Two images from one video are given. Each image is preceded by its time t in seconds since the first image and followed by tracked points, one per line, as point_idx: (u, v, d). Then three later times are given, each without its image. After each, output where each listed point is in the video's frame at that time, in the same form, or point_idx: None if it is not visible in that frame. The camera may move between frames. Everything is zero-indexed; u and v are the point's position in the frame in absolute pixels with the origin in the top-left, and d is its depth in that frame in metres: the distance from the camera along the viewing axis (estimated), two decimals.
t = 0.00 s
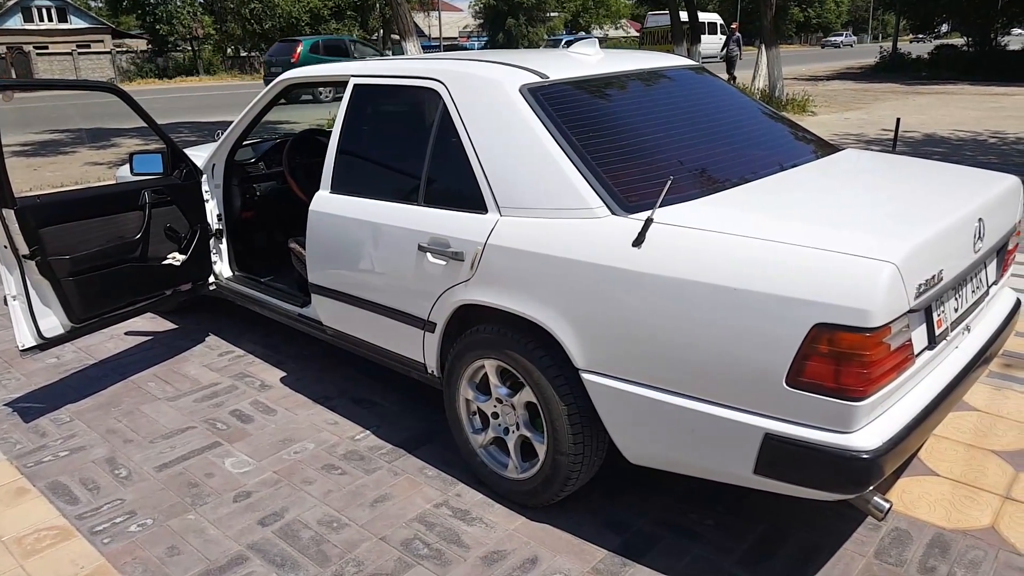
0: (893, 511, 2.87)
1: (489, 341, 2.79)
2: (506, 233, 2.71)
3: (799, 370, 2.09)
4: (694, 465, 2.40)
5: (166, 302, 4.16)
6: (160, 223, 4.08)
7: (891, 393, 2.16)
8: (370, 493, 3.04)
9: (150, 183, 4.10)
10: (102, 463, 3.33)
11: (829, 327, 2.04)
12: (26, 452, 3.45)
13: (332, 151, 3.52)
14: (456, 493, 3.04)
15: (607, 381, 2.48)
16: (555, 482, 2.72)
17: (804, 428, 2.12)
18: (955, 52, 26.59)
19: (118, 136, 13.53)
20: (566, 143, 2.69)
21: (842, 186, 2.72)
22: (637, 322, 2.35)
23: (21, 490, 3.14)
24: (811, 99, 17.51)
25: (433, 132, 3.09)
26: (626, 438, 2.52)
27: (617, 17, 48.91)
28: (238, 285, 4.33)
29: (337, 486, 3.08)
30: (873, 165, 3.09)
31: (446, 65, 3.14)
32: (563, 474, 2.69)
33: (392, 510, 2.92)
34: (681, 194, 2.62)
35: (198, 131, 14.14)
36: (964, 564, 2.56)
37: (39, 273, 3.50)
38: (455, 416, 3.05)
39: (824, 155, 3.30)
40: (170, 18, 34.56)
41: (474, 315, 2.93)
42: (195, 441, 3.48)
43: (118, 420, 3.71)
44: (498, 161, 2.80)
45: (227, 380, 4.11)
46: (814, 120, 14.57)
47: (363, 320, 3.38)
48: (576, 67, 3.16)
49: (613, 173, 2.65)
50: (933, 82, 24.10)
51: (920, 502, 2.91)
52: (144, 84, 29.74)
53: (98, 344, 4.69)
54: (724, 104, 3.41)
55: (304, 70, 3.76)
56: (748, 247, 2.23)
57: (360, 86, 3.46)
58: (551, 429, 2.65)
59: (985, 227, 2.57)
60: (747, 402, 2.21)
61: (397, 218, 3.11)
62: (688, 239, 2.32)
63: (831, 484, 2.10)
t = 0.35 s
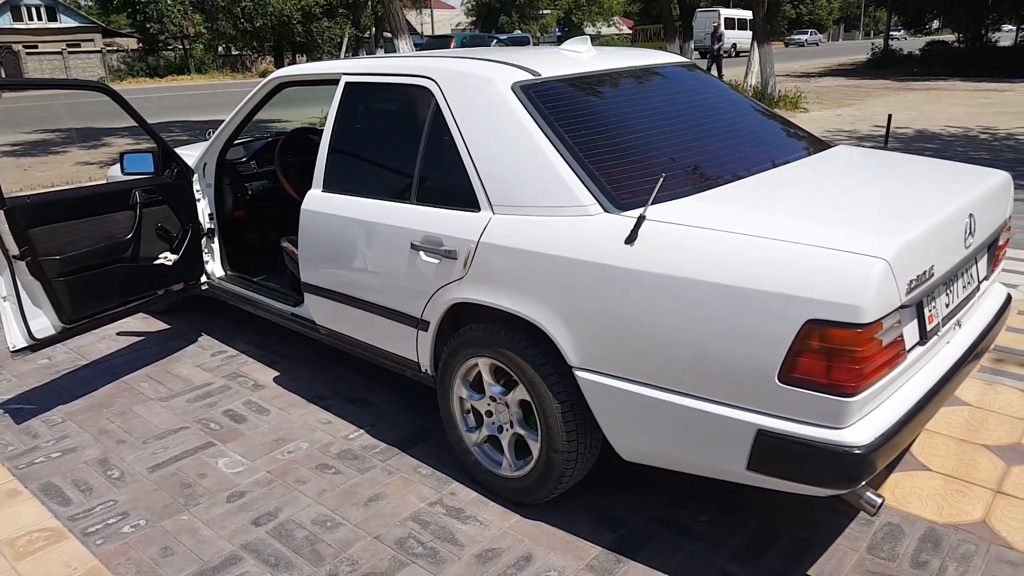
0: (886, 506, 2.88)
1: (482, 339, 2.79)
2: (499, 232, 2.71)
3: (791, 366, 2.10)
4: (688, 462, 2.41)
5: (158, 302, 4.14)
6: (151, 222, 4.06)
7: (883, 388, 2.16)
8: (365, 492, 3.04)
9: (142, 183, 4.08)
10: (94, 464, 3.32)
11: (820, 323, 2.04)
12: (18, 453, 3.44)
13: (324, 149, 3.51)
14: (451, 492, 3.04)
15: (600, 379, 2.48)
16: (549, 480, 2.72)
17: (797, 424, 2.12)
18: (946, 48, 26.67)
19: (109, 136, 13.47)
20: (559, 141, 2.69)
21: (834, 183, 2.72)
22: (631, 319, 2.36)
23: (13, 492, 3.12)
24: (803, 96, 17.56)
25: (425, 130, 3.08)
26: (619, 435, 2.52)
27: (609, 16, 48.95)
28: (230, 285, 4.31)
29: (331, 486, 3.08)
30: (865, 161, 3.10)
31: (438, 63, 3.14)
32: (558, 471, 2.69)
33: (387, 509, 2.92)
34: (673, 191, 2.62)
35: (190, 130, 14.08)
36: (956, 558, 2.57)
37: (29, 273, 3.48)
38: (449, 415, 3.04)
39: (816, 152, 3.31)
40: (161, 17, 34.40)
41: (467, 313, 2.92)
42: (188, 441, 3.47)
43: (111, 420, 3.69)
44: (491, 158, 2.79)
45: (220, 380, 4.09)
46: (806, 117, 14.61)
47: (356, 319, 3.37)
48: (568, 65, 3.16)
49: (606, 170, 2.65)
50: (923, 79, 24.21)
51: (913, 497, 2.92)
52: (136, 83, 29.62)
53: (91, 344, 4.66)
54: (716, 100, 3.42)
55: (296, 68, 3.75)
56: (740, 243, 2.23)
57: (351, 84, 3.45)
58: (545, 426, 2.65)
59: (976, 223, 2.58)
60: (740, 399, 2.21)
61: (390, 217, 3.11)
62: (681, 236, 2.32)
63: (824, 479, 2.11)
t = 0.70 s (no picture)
0: (881, 501, 2.89)
1: (477, 338, 2.78)
2: (492, 230, 2.71)
3: (784, 363, 2.10)
4: (682, 459, 2.41)
5: (152, 303, 4.14)
6: (145, 224, 4.04)
7: (877, 384, 2.17)
8: (360, 492, 3.03)
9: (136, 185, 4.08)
10: (90, 466, 3.31)
11: (813, 319, 2.05)
12: (13, 456, 3.43)
13: (317, 149, 3.50)
14: (447, 491, 3.04)
15: (594, 377, 2.48)
16: (544, 478, 2.72)
17: (790, 421, 2.13)
18: (940, 42, 26.71)
19: (103, 137, 13.44)
20: (551, 139, 2.69)
21: (827, 179, 2.72)
22: (624, 317, 2.35)
23: (9, 495, 3.12)
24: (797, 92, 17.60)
25: (417, 129, 3.08)
26: (614, 433, 2.52)
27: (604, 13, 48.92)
28: (224, 286, 4.31)
29: (327, 486, 3.08)
30: (857, 157, 3.10)
31: (430, 62, 3.13)
32: (553, 469, 2.69)
33: (383, 509, 2.92)
34: (666, 188, 2.62)
35: (184, 131, 14.05)
36: (951, 552, 2.58)
37: (24, 275, 3.49)
38: (444, 414, 3.04)
39: (809, 148, 3.31)
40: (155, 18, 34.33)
41: (462, 312, 2.92)
42: (183, 443, 3.46)
43: (106, 422, 3.69)
44: (483, 157, 2.79)
45: (215, 381, 4.09)
46: (801, 112, 14.62)
47: (350, 319, 3.37)
48: (560, 63, 3.16)
49: (598, 168, 2.65)
50: (916, 73, 24.25)
51: (908, 492, 2.93)
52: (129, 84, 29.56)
53: (85, 346, 4.65)
54: (709, 97, 3.42)
55: (289, 68, 3.74)
56: (734, 240, 2.23)
57: (343, 84, 3.44)
58: (539, 425, 2.65)
59: (968, 218, 2.58)
60: (733, 395, 2.21)
61: (383, 216, 3.10)
62: (673, 233, 2.32)
63: (819, 475, 2.11)
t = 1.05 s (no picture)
0: (881, 500, 2.89)
1: (476, 337, 2.78)
2: (491, 229, 2.71)
3: (783, 362, 2.10)
4: (681, 458, 2.41)
5: (152, 303, 4.14)
6: (145, 224, 4.04)
7: (876, 383, 2.17)
8: (360, 491, 3.03)
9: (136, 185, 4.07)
10: (90, 466, 3.31)
11: (812, 318, 2.04)
12: (13, 456, 3.43)
13: (316, 149, 3.50)
14: (446, 491, 3.04)
15: (593, 376, 2.48)
16: (543, 477, 2.72)
17: (789, 420, 2.12)
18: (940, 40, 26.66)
19: (103, 137, 13.45)
20: (550, 139, 2.68)
21: (826, 178, 2.72)
22: (623, 316, 2.35)
23: (9, 495, 3.12)
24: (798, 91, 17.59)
25: (416, 128, 3.08)
26: (613, 432, 2.52)
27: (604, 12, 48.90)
28: (224, 285, 4.30)
29: (327, 486, 3.08)
30: (856, 155, 3.10)
31: (429, 61, 3.13)
32: (552, 468, 2.68)
33: (383, 508, 2.92)
34: (664, 187, 2.62)
35: (184, 131, 14.06)
36: (951, 551, 2.58)
37: (24, 276, 3.48)
38: (444, 414, 3.04)
39: (808, 146, 3.30)
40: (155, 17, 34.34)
41: (461, 312, 2.92)
42: (183, 442, 3.46)
43: (106, 422, 3.69)
44: (482, 156, 2.79)
45: (215, 381, 4.09)
46: (801, 111, 14.62)
47: (350, 319, 3.36)
48: (560, 62, 3.16)
49: (597, 167, 2.65)
50: (916, 71, 24.26)
51: (908, 491, 2.93)
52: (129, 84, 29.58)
53: (85, 346, 4.65)
54: (708, 96, 3.41)
55: (288, 68, 3.73)
56: (733, 239, 2.23)
57: (342, 83, 3.44)
58: (539, 424, 2.65)
59: (968, 216, 2.58)
60: (733, 394, 2.21)
61: (382, 216, 3.10)
62: (672, 232, 2.32)
63: (819, 474, 2.11)
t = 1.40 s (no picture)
0: (880, 498, 2.88)
1: (474, 338, 2.78)
2: (488, 229, 2.70)
3: (781, 360, 2.09)
4: (680, 458, 2.40)
5: (148, 306, 4.12)
6: (139, 226, 4.02)
7: (875, 380, 2.16)
8: (358, 493, 3.02)
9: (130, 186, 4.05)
10: (87, 469, 3.30)
11: (810, 316, 2.04)
12: (10, 460, 3.42)
13: (312, 149, 3.49)
14: (445, 492, 3.03)
15: (591, 376, 2.47)
16: (542, 477, 2.71)
17: (788, 419, 2.12)
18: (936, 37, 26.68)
19: (99, 138, 13.42)
20: (547, 138, 2.67)
21: (824, 176, 2.71)
22: (621, 316, 2.35)
23: (5, 500, 3.10)
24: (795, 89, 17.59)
25: (412, 128, 3.07)
26: (612, 432, 2.52)
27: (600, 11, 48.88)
28: (221, 287, 4.29)
29: (325, 487, 3.07)
30: (854, 153, 3.09)
31: (425, 61, 3.12)
32: (551, 468, 2.68)
33: (381, 509, 2.91)
34: (662, 186, 2.61)
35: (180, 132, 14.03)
36: (950, 548, 2.58)
37: (18, 279, 3.46)
38: (443, 414, 3.03)
39: (805, 144, 3.30)
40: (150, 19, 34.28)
41: (458, 312, 2.92)
42: (180, 445, 3.45)
43: (103, 425, 3.67)
44: (479, 156, 2.78)
45: (212, 383, 4.08)
46: (798, 109, 14.62)
47: (347, 320, 3.35)
48: (556, 61, 3.15)
49: (594, 167, 2.64)
50: (912, 69, 24.27)
51: (906, 488, 2.92)
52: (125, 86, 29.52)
53: (82, 349, 4.64)
54: (706, 94, 3.41)
55: (283, 68, 3.72)
56: (730, 238, 2.22)
57: (338, 83, 3.43)
58: (537, 424, 2.64)
59: (965, 213, 2.58)
60: (731, 393, 2.20)
61: (379, 216, 3.09)
62: (669, 231, 2.32)
63: (818, 473, 2.10)
